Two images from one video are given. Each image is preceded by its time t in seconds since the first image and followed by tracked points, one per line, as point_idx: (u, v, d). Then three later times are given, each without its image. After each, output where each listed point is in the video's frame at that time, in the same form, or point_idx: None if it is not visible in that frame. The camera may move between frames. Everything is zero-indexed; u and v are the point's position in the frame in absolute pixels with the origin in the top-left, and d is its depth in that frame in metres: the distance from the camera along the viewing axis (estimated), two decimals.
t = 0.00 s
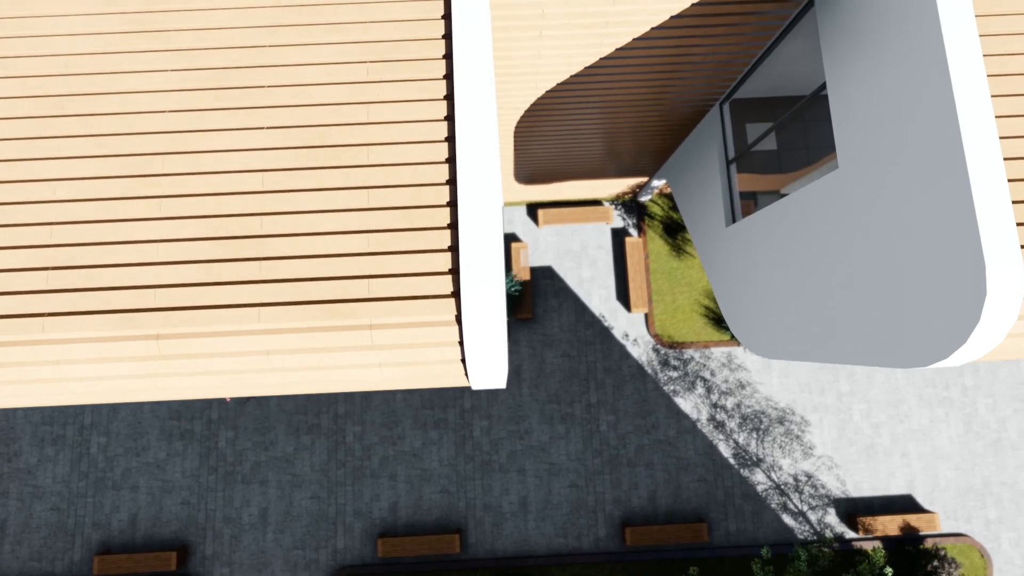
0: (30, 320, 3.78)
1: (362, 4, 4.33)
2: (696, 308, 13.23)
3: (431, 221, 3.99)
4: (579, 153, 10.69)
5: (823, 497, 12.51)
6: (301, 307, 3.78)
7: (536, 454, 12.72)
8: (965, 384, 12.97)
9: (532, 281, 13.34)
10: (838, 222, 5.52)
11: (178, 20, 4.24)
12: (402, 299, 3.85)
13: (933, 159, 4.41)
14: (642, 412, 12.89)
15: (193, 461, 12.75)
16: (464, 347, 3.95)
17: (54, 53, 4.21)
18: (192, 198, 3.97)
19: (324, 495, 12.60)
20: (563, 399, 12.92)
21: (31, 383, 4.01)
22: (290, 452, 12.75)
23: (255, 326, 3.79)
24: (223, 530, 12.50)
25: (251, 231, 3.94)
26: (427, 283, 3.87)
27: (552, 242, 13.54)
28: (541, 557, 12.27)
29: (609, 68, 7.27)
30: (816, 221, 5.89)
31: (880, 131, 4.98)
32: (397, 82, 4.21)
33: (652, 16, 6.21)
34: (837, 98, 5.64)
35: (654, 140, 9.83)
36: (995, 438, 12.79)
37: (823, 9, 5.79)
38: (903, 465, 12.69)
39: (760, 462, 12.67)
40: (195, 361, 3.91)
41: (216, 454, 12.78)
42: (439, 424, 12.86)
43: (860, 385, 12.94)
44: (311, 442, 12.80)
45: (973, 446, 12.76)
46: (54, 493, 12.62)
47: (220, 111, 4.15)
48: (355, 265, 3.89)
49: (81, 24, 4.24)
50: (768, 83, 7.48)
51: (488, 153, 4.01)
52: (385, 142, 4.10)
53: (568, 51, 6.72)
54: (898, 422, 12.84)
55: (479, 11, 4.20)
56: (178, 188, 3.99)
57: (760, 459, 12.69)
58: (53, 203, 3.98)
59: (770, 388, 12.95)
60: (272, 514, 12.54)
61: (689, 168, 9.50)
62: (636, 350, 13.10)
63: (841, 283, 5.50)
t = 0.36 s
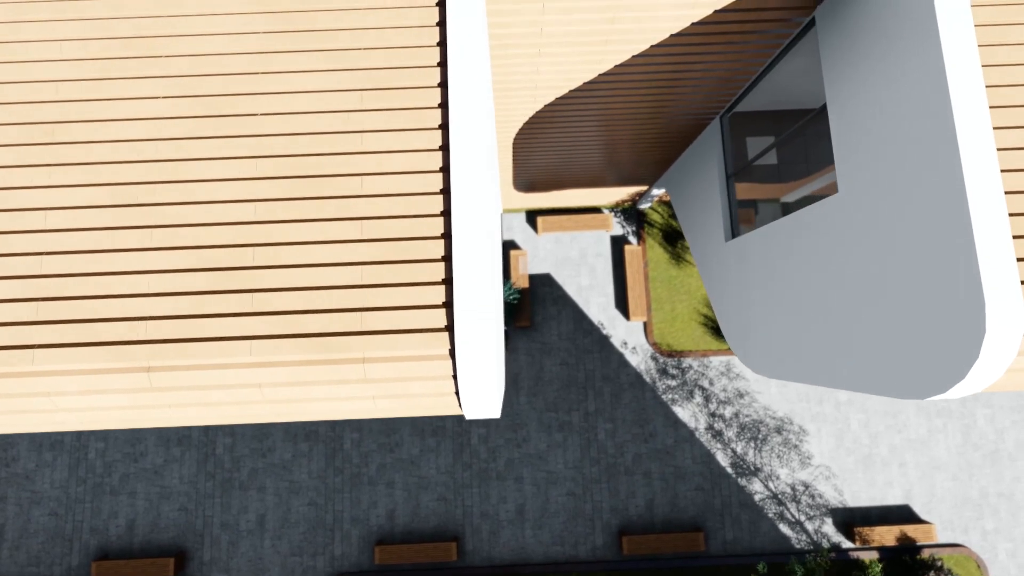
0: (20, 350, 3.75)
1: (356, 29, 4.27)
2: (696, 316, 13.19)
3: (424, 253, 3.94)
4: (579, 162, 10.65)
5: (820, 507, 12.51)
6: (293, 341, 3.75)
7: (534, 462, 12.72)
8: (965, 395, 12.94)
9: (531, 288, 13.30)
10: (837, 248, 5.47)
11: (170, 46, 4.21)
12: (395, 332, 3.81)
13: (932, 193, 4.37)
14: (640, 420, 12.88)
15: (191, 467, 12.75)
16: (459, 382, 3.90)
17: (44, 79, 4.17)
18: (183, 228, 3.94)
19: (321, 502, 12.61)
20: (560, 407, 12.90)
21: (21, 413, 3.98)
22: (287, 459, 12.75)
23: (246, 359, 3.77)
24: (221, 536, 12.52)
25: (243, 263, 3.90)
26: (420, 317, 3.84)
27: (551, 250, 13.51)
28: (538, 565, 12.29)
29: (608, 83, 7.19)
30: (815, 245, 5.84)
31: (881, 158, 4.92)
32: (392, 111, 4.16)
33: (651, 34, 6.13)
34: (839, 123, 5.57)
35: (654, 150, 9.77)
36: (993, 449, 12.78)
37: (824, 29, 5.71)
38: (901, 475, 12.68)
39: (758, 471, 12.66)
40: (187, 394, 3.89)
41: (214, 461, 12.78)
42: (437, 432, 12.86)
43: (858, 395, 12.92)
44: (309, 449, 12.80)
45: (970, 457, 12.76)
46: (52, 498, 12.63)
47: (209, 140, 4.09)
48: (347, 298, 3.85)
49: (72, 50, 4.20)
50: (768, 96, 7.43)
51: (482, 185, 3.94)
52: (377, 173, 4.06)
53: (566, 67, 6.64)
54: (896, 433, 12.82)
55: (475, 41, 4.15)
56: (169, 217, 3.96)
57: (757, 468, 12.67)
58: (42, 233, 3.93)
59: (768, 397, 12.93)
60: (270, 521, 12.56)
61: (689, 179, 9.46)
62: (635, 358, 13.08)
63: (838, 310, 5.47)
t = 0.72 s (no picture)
0: (12, 387, 3.73)
1: (352, 61, 4.25)
2: (695, 326, 13.17)
3: (420, 291, 3.91)
4: (578, 174, 10.62)
5: (818, 518, 12.50)
6: (288, 378, 3.72)
7: (532, 472, 12.71)
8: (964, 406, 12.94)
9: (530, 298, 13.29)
10: (837, 277, 5.42)
11: (164, 77, 4.18)
12: (391, 370, 3.79)
13: (933, 229, 4.32)
14: (638, 430, 12.87)
15: (189, 475, 12.76)
16: (454, 420, 3.87)
17: (36, 110, 4.15)
18: (177, 262, 3.91)
19: (319, 510, 12.62)
20: (559, 417, 12.89)
21: (13, 449, 3.95)
22: (286, 468, 12.76)
23: (240, 397, 3.74)
24: (219, 544, 12.53)
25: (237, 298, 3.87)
26: (415, 355, 3.80)
27: (550, 259, 13.50)
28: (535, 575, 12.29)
29: (607, 102, 7.15)
30: (815, 272, 5.79)
31: (881, 190, 4.88)
32: (387, 144, 4.13)
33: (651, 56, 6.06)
34: (840, 149, 5.51)
35: (654, 163, 9.74)
36: (992, 461, 12.78)
37: (826, 54, 5.65)
38: (899, 486, 12.68)
39: (756, 482, 12.64)
40: (181, 430, 3.86)
41: (212, 468, 12.78)
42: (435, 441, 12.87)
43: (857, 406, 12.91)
44: (307, 458, 12.81)
45: (969, 468, 12.76)
46: (50, 505, 12.64)
47: (203, 174, 4.06)
48: (342, 335, 3.82)
49: (65, 80, 4.18)
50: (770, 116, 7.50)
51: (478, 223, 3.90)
52: (373, 208, 4.04)
53: (565, 86, 6.58)
54: (894, 444, 12.82)
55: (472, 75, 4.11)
56: (162, 252, 3.93)
57: (756, 479, 12.66)
58: (34, 267, 3.91)
59: (767, 408, 12.92)
60: (268, 529, 12.57)
61: (688, 193, 9.44)
62: (633, 368, 13.06)
63: (838, 340, 5.43)
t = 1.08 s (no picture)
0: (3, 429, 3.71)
1: (348, 97, 4.21)
2: (694, 337, 13.14)
3: (414, 331, 3.88)
4: (577, 187, 10.60)
5: (816, 530, 12.49)
6: (282, 419, 3.71)
7: (530, 483, 12.71)
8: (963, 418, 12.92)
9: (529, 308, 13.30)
10: (835, 309, 5.40)
11: (158, 113, 4.16)
12: (385, 411, 3.76)
13: (933, 271, 4.28)
14: (637, 441, 12.86)
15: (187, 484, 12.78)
16: (448, 461, 3.84)
17: (29, 145, 4.13)
18: (170, 301, 3.89)
19: (317, 520, 12.64)
20: (557, 427, 12.89)
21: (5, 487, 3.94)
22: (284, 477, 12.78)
23: (233, 438, 3.72)
24: (217, 554, 12.55)
25: (231, 338, 3.85)
26: (409, 397, 3.77)
27: (549, 269, 13.49)
28: None
29: (605, 122, 7.10)
30: (813, 302, 5.76)
31: (881, 224, 4.84)
32: (382, 182, 4.10)
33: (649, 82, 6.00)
34: (840, 181, 5.46)
35: (654, 178, 9.72)
36: (990, 474, 12.77)
37: (826, 81, 5.60)
38: (897, 498, 12.68)
39: (754, 494, 12.63)
40: (174, 470, 3.84)
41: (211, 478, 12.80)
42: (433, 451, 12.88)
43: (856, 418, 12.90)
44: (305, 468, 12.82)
45: (967, 481, 12.75)
46: (49, 514, 12.67)
47: (196, 211, 4.03)
48: (336, 377, 3.80)
49: (59, 115, 4.16)
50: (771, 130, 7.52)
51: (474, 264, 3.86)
52: (367, 248, 4.01)
53: (563, 109, 6.53)
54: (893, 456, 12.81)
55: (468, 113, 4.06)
56: (155, 291, 3.91)
57: (754, 491, 12.65)
58: (27, 305, 3.90)
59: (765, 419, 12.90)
60: (266, 538, 12.60)
61: (688, 208, 9.41)
62: (632, 379, 13.04)
63: (836, 372, 5.41)
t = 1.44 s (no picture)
0: None
1: (346, 136, 4.19)
2: (693, 350, 13.12)
3: (410, 375, 3.86)
4: (577, 201, 10.58)
5: (814, 543, 12.48)
6: (278, 464, 3.70)
7: (529, 494, 12.69)
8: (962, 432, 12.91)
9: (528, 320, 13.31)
10: (834, 344, 5.39)
11: (153, 152, 4.14)
12: (380, 456, 3.75)
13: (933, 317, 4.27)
14: (635, 453, 12.85)
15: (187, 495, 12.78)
16: (444, 506, 3.82)
17: (24, 184, 4.11)
18: (165, 344, 3.88)
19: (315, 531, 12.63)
20: (556, 439, 12.88)
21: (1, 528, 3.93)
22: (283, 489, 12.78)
23: (228, 483, 3.71)
24: (216, 565, 12.55)
25: (226, 381, 3.84)
26: (405, 442, 3.75)
27: (549, 280, 13.51)
28: None
29: (605, 145, 7.08)
30: (811, 333, 5.76)
31: (880, 264, 4.82)
32: (378, 223, 4.08)
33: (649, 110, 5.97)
34: (839, 215, 5.43)
35: (653, 195, 9.72)
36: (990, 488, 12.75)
37: (826, 114, 5.56)
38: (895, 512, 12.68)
39: (752, 506, 12.63)
40: (168, 514, 3.82)
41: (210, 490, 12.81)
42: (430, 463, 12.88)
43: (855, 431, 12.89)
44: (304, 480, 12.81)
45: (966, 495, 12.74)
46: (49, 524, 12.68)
47: (191, 251, 4.01)
48: (332, 421, 3.79)
49: (54, 153, 4.14)
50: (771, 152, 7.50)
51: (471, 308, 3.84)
52: (364, 289, 4.00)
53: (563, 134, 6.49)
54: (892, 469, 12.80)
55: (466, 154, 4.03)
56: (151, 333, 3.90)
57: (752, 503, 12.64)
58: (22, 347, 3.89)
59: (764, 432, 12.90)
60: (265, 549, 12.61)
61: (688, 225, 9.41)
62: (631, 391, 13.04)
63: (834, 407, 5.42)
